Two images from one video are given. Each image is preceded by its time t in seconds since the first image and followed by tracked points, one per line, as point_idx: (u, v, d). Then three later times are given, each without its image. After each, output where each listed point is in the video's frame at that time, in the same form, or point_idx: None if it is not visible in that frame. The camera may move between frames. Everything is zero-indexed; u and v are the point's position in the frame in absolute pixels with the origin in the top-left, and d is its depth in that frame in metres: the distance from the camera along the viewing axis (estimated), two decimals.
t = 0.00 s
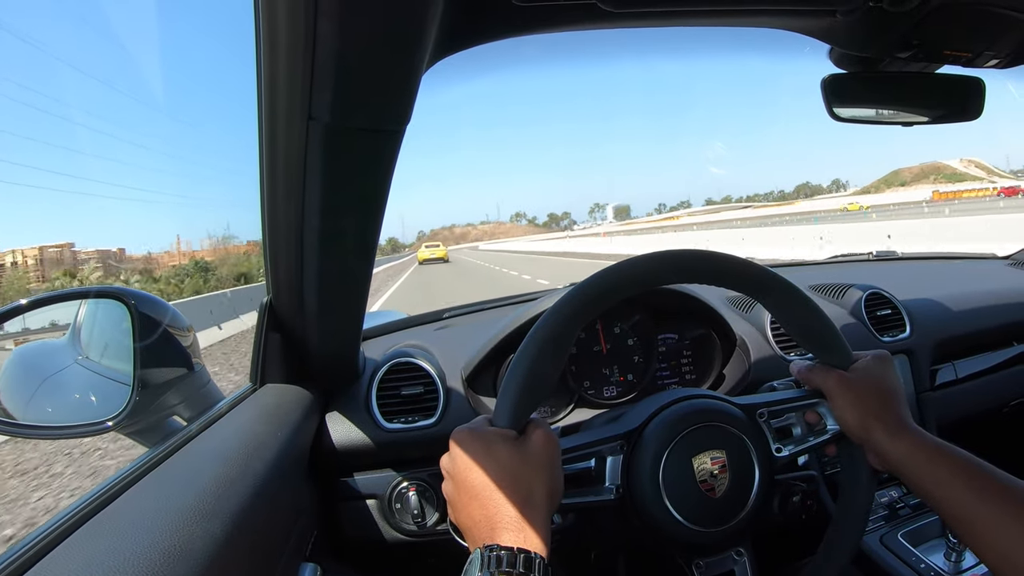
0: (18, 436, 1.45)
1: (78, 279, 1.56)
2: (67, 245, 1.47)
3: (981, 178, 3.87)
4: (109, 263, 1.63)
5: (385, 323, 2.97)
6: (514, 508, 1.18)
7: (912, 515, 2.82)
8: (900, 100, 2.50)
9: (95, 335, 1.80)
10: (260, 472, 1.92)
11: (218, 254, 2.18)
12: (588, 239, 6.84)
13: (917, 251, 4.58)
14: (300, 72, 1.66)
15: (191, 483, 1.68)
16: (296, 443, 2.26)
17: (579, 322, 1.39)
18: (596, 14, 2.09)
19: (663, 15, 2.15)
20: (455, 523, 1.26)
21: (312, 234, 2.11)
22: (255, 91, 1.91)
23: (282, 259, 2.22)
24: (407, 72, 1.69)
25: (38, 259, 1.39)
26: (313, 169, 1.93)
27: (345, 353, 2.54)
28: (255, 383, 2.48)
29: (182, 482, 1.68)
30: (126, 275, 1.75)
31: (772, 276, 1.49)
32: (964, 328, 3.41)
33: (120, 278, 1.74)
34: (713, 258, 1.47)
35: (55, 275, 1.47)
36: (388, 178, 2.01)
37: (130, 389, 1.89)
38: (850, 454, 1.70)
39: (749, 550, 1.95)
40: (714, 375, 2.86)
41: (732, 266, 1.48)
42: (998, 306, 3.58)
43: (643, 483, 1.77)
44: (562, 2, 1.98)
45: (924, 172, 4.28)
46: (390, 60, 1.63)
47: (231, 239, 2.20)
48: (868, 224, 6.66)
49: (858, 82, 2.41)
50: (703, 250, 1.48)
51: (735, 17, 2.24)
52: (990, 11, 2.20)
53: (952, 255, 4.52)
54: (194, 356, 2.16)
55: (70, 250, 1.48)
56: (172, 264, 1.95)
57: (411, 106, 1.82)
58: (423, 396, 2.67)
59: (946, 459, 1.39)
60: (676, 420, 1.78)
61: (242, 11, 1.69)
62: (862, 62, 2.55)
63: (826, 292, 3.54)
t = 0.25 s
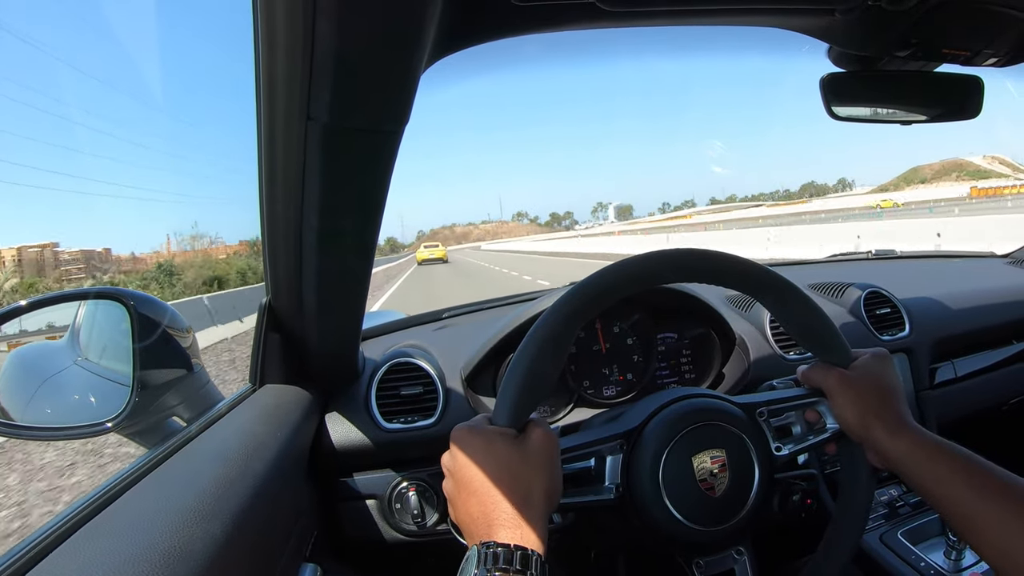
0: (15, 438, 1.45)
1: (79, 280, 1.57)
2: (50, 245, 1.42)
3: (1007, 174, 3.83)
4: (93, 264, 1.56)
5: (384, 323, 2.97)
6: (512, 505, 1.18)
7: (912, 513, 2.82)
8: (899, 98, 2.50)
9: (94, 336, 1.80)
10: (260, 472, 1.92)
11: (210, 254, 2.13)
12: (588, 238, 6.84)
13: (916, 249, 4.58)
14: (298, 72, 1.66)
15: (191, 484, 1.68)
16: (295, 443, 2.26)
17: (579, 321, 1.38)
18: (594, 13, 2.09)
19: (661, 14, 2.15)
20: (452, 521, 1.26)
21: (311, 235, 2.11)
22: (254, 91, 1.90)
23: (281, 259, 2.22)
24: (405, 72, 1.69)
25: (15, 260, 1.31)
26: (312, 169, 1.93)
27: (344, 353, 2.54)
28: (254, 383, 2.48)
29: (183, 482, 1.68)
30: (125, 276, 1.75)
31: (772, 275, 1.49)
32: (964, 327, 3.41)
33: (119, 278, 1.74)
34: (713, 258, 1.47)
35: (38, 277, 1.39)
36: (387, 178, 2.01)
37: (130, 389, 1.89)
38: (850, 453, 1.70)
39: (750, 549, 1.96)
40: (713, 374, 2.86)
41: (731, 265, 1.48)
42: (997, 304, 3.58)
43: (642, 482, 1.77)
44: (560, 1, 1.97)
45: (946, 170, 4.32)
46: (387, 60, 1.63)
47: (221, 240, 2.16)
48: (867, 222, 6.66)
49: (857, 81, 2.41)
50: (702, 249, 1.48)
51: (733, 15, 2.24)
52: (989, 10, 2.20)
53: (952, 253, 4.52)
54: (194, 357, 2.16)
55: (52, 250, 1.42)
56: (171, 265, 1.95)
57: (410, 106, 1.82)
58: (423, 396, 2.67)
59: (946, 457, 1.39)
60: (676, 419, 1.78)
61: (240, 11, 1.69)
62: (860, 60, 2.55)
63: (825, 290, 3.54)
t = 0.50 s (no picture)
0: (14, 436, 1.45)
1: (76, 280, 1.56)
2: (32, 245, 1.37)
3: None
4: (75, 264, 1.51)
5: (384, 323, 2.98)
6: (506, 496, 1.18)
7: (910, 516, 2.82)
8: (899, 101, 2.50)
9: (93, 335, 1.80)
10: (258, 471, 1.92)
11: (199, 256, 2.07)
12: (588, 239, 6.84)
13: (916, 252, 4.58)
14: (298, 71, 1.66)
15: (189, 483, 1.68)
16: (294, 443, 2.26)
17: (578, 322, 1.38)
18: (595, 14, 2.09)
19: (662, 16, 2.15)
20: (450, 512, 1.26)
21: (310, 235, 2.11)
22: (254, 90, 1.90)
23: (280, 259, 2.22)
24: (405, 72, 1.68)
25: None
26: (311, 169, 1.93)
27: (343, 353, 2.54)
28: (253, 383, 2.48)
29: (180, 482, 1.67)
30: (124, 274, 1.75)
31: (771, 278, 1.49)
32: (963, 329, 3.41)
33: (119, 277, 1.73)
34: (712, 259, 1.47)
35: (15, 278, 1.34)
36: (386, 179, 2.01)
37: (127, 389, 1.88)
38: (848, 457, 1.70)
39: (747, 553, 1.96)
40: (712, 376, 2.86)
41: (730, 266, 1.48)
42: (996, 307, 3.58)
43: (640, 483, 1.77)
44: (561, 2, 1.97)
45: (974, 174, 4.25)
46: (388, 60, 1.63)
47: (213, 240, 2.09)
48: (868, 224, 6.65)
49: (857, 83, 2.41)
50: (701, 251, 1.48)
51: (734, 17, 2.24)
52: (990, 13, 2.20)
53: (951, 256, 4.52)
54: (193, 357, 2.16)
55: (33, 250, 1.37)
56: (172, 261, 1.94)
57: (410, 106, 1.82)
58: (421, 397, 2.67)
59: (944, 461, 1.39)
60: (674, 421, 1.78)
61: (241, 11, 1.69)
62: (860, 63, 2.55)
63: (824, 293, 3.54)
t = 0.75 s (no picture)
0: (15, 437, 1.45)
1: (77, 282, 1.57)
2: (13, 244, 1.31)
3: None
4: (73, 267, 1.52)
5: (384, 323, 2.98)
6: (513, 503, 1.18)
7: (911, 515, 2.82)
8: (899, 101, 2.50)
9: (93, 335, 1.80)
10: (258, 473, 1.92)
11: (190, 258, 2.05)
12: (588, 239, 6.85)
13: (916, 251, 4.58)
14: (297, 72, 1.66)
15: (189, 484, 1.68)
16: (294, 443, 2.26)
17: (578, 323, 1.38)
18: (595, 15, 2.08)
19: (661, 16, 2.15)
20: (454, 521, 1.25)
21: (310, 235, 2.11)
22: (253, 91, 1.90)
23: (280, 260, 2.22)
24: (405, 73, 1.68)
25: None
26: (311, 170, 1.93)
27: (343, 354, 2.54)
28: (253, 384, 2.48)
29: (180, 483, 1.67)
30: (124, 276, 1.75)
31: (771, 278, 1.49)
32: (963, 329, 3.41)
33: (119, 278, 1.74)
34: (712, 259, 1.47)
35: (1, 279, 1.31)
36: (386, 179, 2.01)
37: (128, 390, 1.88)
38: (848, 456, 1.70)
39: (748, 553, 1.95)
40: (712, 376, 2.86)
41: (730, 266, 1.48)
42: (996, 307, 3.57)
43: (641, 484, 1.77)
44: (560, 3, 1.97)
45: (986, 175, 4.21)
46: (388, 60, 1.63)
47: (205, 241, 2.06)
48: (868, 224, 6.65)
49: (857, 83, 2.41)
50: (701, 251, 1.48)
51: (733, 18, 2.24)
52: (990, 12, 2.20)
53: (951, 255, 4.52)
54: (193, 358, 2.16)
55: (13, 249, 1.31)
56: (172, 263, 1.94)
57: (410, 107, 1.82)
58: (421, 397, 2.67)
59: (945, 461, 1.39)
60: (674, 421, 1.78)
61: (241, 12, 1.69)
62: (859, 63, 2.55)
63: (824, 293, 3.55)
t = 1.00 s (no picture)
0: (16, 437, 1.45)
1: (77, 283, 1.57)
2: None
3: None
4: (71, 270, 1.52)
5: (384, 323, 2.98)
6: (515, 504, 1.18)
7: (911, 515, 2.82)
8: (898, 100, 2.51)
9: (93, 336, 1.80)
10: (258, 473, 1.92)
11: (182, 258, 1.99)
12: (589, 238, 6.85)
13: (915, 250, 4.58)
14: (296, 72, 1.66)
15: (189, 485, 1.68)
16: (294, 443, 2.26)
17: (578, 322, 1.38)
18: (594, 14, 2.08)
19: (660, 16, 2.15)
20: (456, 522, 1.26)
21: (309, 236, 2.11)
22: (253, 91, 1.90)
23: (280, 260, 2.22)
24: (404, 73, 1.68)
25: None
26: (310, 170, 1.93)
27: (343, 354, 2.54)
28: (252, 384, 2.48)
29: (181, 484, 1.68)
30: (124, 276, 1.75)
31: (771, 277, 1.49)
32: (963, 328, 3.41)
33: (119, 279, 1.74)
34: (712, 258, 1.48)
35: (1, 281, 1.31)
36: (385, 180, 2.01)
37: (128, 390, 1.88)
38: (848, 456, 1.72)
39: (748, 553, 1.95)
40: (712, 376, 2.86)
41: (729, 266, 1.48)
42: (995, 306, 3.57)
43: (641, 483, 1.77)
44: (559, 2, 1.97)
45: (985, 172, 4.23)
46: (387, 60, 1.62)
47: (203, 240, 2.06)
48: (868, 223, 6.64)
49: (856, 82, 2.41)
50: (701, 250, 1.48)
51: (732, 17, 2.24)
52: (990, 11, 2.20)
53: (952, 254, 4.52)
54: (192, 358, 2.16)
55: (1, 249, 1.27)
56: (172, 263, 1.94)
57: (409, 107, 1.82)
58: (421, 397, 2.67)
59: (945, 459, 1.39)
60: (674, 420, 1.78)
61: (239, 12, 1.69)
62: (859, 62, 2.56)
63: (824, 292, 3.54)
